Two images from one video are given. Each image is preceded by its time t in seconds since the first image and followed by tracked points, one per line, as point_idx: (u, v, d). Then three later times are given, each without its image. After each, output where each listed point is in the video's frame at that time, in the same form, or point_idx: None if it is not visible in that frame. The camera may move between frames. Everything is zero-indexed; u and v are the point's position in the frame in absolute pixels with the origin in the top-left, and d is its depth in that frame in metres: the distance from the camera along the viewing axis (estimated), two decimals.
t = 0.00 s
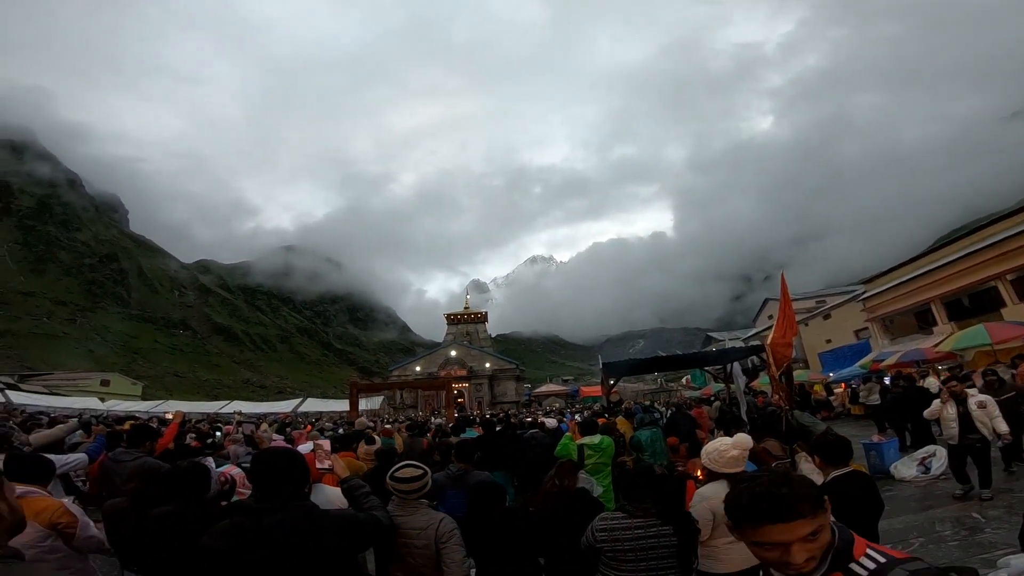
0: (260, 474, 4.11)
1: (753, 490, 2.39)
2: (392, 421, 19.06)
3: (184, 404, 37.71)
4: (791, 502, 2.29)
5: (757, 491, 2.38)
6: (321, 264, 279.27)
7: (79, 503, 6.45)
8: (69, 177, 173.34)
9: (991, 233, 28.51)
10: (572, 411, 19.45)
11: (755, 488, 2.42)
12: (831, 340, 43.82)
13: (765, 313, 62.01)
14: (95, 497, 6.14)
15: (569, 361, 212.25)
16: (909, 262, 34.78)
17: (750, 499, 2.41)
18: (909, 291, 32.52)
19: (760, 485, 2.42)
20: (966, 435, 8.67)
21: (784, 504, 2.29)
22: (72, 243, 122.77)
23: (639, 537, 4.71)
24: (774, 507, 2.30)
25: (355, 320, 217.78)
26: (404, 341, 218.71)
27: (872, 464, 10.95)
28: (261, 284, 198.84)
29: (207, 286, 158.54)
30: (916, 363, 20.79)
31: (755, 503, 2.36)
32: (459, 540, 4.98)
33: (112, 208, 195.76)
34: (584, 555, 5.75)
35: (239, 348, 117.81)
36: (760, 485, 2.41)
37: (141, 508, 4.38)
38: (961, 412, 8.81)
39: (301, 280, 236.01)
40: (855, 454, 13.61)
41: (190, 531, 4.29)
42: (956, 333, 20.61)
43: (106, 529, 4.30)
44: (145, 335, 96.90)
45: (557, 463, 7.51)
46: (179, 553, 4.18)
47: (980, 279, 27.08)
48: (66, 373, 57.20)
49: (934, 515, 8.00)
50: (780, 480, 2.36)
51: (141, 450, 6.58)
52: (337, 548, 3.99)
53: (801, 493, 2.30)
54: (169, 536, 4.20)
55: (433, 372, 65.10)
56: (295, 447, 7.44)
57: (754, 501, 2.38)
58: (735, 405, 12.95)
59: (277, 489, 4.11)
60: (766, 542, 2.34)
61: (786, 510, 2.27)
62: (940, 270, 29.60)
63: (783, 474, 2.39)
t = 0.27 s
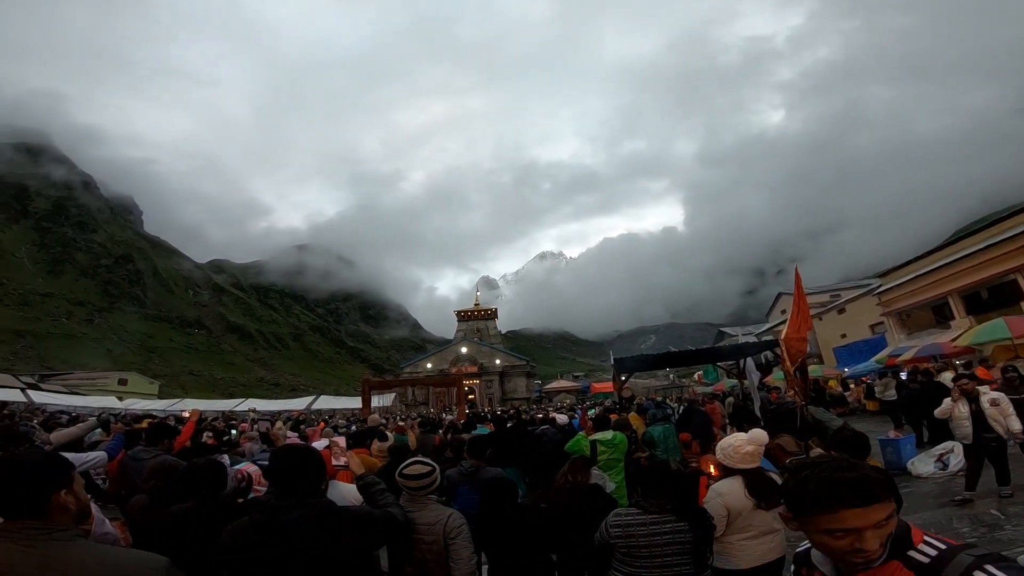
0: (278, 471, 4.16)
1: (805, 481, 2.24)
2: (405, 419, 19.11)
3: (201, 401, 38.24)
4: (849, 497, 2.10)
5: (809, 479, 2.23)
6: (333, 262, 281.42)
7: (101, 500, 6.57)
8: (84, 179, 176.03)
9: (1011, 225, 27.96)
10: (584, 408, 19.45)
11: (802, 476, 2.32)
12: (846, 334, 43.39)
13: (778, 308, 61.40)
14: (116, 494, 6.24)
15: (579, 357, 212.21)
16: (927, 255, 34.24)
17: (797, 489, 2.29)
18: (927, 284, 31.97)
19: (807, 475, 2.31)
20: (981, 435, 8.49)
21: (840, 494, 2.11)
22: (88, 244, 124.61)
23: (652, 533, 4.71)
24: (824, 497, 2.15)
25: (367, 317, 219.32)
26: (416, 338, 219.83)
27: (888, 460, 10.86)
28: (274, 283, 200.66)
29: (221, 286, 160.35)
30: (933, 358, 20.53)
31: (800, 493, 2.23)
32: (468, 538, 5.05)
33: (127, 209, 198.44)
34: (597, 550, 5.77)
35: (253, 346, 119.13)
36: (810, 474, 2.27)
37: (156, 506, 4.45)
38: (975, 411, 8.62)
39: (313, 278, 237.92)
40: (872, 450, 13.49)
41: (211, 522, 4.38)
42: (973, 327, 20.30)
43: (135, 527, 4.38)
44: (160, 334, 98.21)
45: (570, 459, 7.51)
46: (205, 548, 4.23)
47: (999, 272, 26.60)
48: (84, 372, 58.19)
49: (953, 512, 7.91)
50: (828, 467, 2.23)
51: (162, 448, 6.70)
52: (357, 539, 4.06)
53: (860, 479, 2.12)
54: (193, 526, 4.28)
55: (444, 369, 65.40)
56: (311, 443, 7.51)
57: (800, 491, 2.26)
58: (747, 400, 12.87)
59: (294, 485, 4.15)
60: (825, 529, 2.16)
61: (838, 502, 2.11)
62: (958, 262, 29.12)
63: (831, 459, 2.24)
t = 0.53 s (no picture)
0: (295, 470, 4.21)
1: (880, 481, 2.09)
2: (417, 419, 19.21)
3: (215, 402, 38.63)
4: (930, 503, 1.94)
5: (882, 479, 2.11)
6: (343, 264, 283.30)
7: (117, 501, 6.65)
8: (99, 183, 178.61)
9: None
10: (595, 408, 19.41)
11: (858, 478, 2.24)
12: (860, 333, 42.93)
13: (791, 306, 60.89)
14: (133, 494, 6.32)
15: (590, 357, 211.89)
16: (943, 252, 33.78)
17: (855, 492, 2.18)
18: (943, 282, 31.57)
19: (870, 473, 2.19)
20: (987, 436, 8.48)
21: (912, 496, 1.97)
22: (104, 247, 126.40)
23: (666, 533, 4.70)
24: (892, 500, 2.01)
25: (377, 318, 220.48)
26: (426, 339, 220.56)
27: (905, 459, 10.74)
28: (285, 284, 202.36)
29: (233, 287, 161.94)
30: (950, 356, 20.25)
31: (860, 497, 2.12)
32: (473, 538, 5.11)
33: (141, 212, 201.12)
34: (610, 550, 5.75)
35: (266, 347, 120.22)
36: (878, 475, 2.16)
37: (165, 506, 4.42)
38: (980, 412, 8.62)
39: (324, 279, 239.61)
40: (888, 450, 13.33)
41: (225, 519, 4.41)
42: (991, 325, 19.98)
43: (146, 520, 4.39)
44: (175, 336, 99.33)
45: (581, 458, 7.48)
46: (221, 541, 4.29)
47: (1015, 268, 26.18)
48: (102, 374, 59.13)
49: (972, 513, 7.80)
50: (897, 468, 2.12)
51: (179, 448, 6.78)
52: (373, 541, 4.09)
53: (945, 479, 2.00)
54: (207, 522, 4.34)
55: (454, 369, 65.57)
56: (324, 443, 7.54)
57: (859, 499, 2.13)
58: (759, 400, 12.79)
59: (312, 485, 4.20)
60: (902, 535, 1.99)
61: (909, 501, 1.98)
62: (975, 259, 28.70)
63: (903, 460, 2.13)
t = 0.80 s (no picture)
0: (314, 468, 4.27)
1: (969, 490, 2.00)
2: (432, 418, 19.32)
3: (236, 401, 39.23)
4: None
5: (972, 491, 2.00)
6: (359, 264, 285.94)
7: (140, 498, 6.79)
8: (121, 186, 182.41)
9: None
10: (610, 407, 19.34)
11: (947, 490, 2.09)
12: (881, 332, 42.22)
13: (810, 304, 60.04)
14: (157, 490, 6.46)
15: (606, 356, 211.37)
16: (968, 248, 33.06)
17: (938, 507, 2.07)
18: (965, 280, 31.00)
19: (971, 482, 2.07)
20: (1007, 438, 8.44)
21: (998, 503, 1.91)
22: (126, 249, 128.97)
23: (682, 532, 4.69)
24: (978, 505, 1.93)
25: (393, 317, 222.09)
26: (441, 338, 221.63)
27: (928, 459, 10.54)
28: (302, 283, 204.50)
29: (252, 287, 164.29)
30: (975, 355, 19.79)
31: (940, 514, 2.03)
32: (478, 529, 5.45)
33: (161, 213, 204.59)
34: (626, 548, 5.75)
35: (284, 346, 121.82)
36: (967, 485, 2.04)
37: (178, 501, 4.82)
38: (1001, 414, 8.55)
39: (340, 279, 242.00)
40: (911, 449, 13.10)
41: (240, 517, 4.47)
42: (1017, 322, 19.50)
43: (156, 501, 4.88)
44: (196, 336, 101.06)
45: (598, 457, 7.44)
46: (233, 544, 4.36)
47: None
48: (125, 373, 60.37)
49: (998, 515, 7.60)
50: (1006, 478, 2.00)
51: (202, 446, 6.92)
52: (392, 540, 4.12)
53: None
54: (223, 516, 4.46)
55: (469, 368, 65.81)
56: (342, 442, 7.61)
57: (951, 517, 2.00)
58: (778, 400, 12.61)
59: (332, 484, 4.26)
60: (995, 550, 1.91)
61: (999, 506, 1.90)
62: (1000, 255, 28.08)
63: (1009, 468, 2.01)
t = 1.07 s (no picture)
0: (342, 466, 4.33)
1: None
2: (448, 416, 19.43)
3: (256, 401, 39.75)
4: None
5: None
6: (374, 265, 287.80)
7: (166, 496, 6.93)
8: (141, 190, 185.67)
9: None
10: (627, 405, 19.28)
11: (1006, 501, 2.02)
12: (905, 328, 41.49)
13: (831, 300, 59.16)
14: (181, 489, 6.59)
15: (621, 354, 210.10)
16: (994, 242, 32.33)
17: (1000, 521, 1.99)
18: (992, 274, 30.32)
19: None
20: None
21: None
22: (147, 252, 131.58)
23: (703, 530, 4.65)
24: None
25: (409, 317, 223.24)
26: (456, 337, 222.27)
27: (954, 458, 10.36)
28: (318, 284, 206.39)
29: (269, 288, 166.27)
30: (1004, 351, 19.36)
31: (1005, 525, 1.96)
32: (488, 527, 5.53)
33: (180, 217, 208.11)
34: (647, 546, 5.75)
35: (302, 346, 123.22)
36: None
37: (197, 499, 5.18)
38: None
39: (356, 279, 243.74)
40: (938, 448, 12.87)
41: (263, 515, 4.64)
42: None
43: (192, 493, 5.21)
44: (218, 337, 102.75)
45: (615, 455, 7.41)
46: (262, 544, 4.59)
47: None
48: (149, 374, 61.72)
49: None
50: None
51: (224, 446, 7.01)
52: (419, 536, 4.19)
53: None
54: (245, 511, 4.55)
55: (483, 367, 65.90)
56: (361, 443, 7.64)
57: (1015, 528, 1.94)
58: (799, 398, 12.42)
59: (360, 483, 4.33)
60: None
61: None
62: None
63: None
